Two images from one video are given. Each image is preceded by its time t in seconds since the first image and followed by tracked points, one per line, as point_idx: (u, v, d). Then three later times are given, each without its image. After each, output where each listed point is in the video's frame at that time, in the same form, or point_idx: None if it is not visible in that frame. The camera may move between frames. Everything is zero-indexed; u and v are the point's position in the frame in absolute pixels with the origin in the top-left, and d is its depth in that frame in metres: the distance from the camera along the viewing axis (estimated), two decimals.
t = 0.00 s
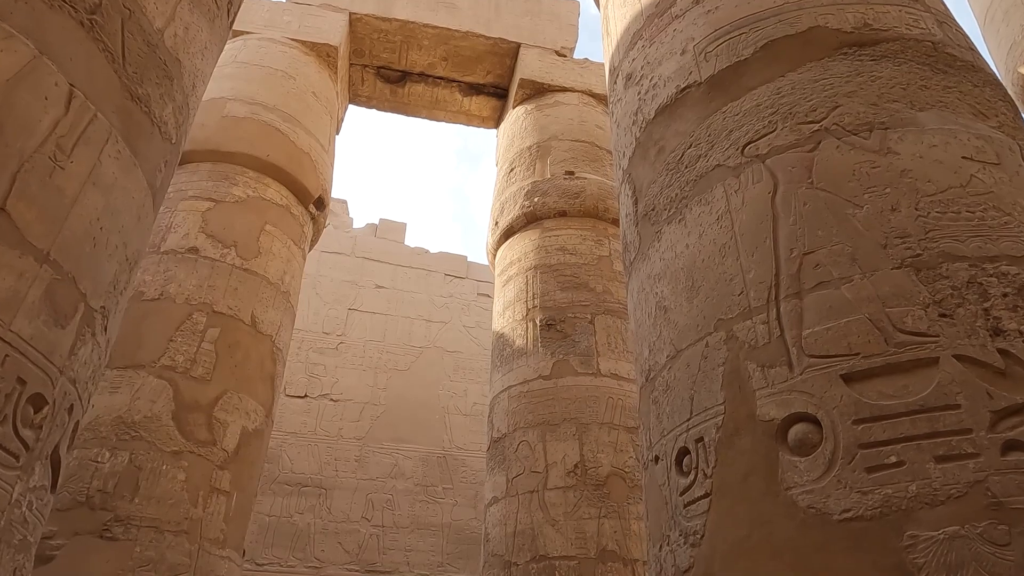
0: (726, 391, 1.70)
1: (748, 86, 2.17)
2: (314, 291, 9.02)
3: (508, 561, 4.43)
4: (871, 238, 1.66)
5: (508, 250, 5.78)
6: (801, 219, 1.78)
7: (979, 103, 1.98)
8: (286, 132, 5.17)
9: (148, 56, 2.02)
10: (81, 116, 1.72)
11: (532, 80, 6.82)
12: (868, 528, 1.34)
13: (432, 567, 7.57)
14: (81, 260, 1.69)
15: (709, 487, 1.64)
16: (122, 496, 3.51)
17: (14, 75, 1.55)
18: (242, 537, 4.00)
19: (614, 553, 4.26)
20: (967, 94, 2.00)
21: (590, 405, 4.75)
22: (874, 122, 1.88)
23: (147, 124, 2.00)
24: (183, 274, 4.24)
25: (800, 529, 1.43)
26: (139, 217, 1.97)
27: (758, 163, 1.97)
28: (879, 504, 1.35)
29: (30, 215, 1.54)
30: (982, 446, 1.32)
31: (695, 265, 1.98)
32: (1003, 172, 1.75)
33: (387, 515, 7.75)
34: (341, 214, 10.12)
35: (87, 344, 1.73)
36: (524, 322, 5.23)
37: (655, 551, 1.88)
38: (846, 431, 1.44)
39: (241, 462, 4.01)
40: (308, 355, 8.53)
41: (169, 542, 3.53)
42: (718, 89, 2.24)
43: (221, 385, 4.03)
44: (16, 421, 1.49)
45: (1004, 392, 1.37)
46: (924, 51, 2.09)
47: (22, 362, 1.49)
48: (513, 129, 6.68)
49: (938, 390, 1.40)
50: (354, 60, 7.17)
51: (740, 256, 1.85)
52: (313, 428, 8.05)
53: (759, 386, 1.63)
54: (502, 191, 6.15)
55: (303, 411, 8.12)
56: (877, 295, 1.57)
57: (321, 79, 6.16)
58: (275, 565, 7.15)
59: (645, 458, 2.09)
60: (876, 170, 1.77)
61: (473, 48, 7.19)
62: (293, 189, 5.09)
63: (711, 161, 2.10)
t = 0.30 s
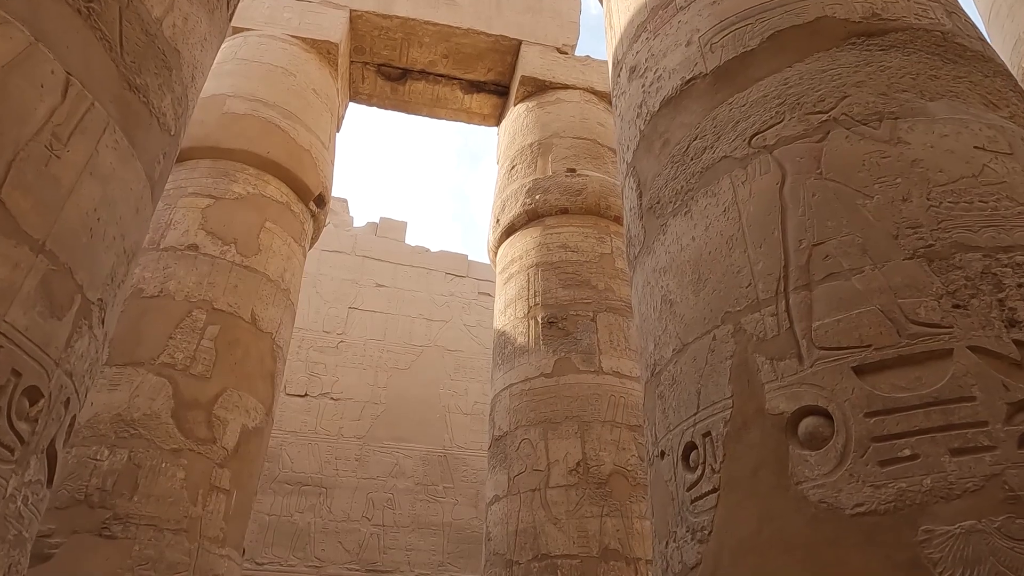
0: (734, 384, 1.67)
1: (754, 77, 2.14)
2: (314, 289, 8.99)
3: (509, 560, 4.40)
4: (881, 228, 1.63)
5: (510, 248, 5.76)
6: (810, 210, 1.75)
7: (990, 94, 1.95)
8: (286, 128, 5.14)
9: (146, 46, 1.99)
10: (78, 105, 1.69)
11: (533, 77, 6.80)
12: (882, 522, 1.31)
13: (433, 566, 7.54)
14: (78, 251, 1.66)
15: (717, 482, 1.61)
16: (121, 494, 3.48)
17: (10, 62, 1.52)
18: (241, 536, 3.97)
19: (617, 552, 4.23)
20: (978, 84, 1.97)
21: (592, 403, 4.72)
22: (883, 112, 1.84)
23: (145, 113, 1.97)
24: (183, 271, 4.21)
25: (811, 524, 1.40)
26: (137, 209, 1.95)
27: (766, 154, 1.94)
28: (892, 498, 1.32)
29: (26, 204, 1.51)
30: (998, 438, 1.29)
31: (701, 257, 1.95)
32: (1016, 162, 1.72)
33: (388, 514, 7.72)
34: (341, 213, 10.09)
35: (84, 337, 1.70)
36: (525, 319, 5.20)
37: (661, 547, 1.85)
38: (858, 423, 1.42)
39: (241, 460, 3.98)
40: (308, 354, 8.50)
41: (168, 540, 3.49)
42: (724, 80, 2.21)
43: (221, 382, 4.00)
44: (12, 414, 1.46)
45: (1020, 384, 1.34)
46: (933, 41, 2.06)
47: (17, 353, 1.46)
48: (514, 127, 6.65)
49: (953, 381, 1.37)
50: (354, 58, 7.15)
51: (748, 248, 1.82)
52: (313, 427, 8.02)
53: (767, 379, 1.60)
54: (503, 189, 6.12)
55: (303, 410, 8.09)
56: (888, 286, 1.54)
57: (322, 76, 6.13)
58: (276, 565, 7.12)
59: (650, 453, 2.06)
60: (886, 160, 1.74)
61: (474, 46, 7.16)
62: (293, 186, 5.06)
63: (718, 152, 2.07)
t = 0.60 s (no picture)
0: (743, 377, 1.64)
1: (761, 67, 2.11)
2: (315, 288, 8.96)
3: (511, 558, 4.37)
4: (893, 218, 1.60)
5: (511, 245, 5.72)
6: (819, 200, 1.72)
7: (1001, 82, 1.92)
8: (287, 125, 5.12)
9: (144, 35, 1.96)
10: (75, 93, 1.66)
11: (535, 74, 6.77)
12: (896, 516, 1.28)
13: (434, 565, 7.52)
14: (75, 241, 1.63)
15: (725, 476, 1.58)
16: (120, 492, 3.45)
17: (5, 47, 1.49)
18: (241, 534, 3.94)
19: (619, 550, 4.20)
20: (989, 73, 1.94)
21: (595, 401, 4.69)
22: (893, 101, 1.81)
23: (143, 103, 1.94)
24: (182, 268, 4.18)
25: (823, 518, 1.37)
26: (136, 199, 1.92)
27: (773, 144, 1.91)
28: (907, 491, 1.29)
29: (21, 191, 1.49)
30: (1016, 430, 1.26)
31: (708, 249, 1.92)
32: None
33: (388, 513, 7.69)
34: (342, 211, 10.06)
35: (81, 328, 1.68)
36: (527, 317, 5.17)
37: (667, 543, 1.82)
38: (870, 415, 1.39)
39: (241, 457, 3.95)
40: (308, 352, 8.47)
41: (167, 538, 3.47)
42: (731, 70, 2.18)
43: (221, 379, 3.98)
44: (7, 406, 1.43)
45: None
46: (943, 29, 2.03)
47: (12, 344, 1.43)
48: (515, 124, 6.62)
49: (968, 371, 1.34)
50: (355, 55, 7.12)
51: (756, 238, 1.79)
52: (313, 425, 7.99)
53: (777, 371, 1.58)
54: (504, 185, 6.09)
55: (303, 409, 8.06)
56: (901, 275, 1.51)
57: (322, 72, 6.10)
58: (276, 564, 7.09)
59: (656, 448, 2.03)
60: (897, 149, 1.71)
61: (475, 42, 7.13)
62: (293, 183, 5.03)
63: (724, 143, 2.05)
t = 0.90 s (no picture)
0: (751, 368, 1.61)
1: (768, 56, 2.08)
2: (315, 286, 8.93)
3: (513, 555, 4.34)
4: (905, 206, 1.57)
5: (513, 242, 5.69)
6: (828, 188, 1.69)
7: (1013, 70, 1.89)
8: (287, 121, 5.09)
9: (142, 23, 1.94)
10: (71, 80, 1.64)
11: (537, 70, 6.74)
12: (911, 508, 1.26)
13: (435, 564, 7.50)
14: (71, 230, 1.60)
15: (733, 470, 1.55)
16: (119, 489, 3.42)
17: None
18: (242, 532, 3.92)
19: (622, 548, 4.17)
20: (1000, 61, 1.91)
21: (597, 398, 4.66)
22: (903, 88, 1.78)
23: (141, 91, 1.91)
24: (182, 265, 4.15)
25: (835, 511, 1.34)
26: (134, 189, 1.89)
27: (781, 133, 1.88)
28: (922, 483, 1.26)
29: (16, 178, 1.46)
30: None
31: (714, 239, 1.89)
32: None
33: (389, 512, 7.66)
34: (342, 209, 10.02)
35: (78, 319, 1.65)
36: (528, 314, 5.14)
37: (674, 538, 1.79)
38: (884, 406, 1.36)
39: (242, 455, 3.92)
40: (309, 350, 8.44)
41: (167, 536, 3.44)
42: (737, 60, 2.15)
43: (221, 376, 3.95)
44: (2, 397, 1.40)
45: None
46: (953, 17, 2.00)
47: (7, 333, 1.40)
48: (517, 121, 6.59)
49: (984, 361, 1.32)
50: (356, 52, 7.09)
51: (764, 228, 1.76)
52: (314, 424, 7.96)
53: (787, 362, 1.55)
54: (505, 182, 6.06)
55: (304, 407, 8.03)
56: (913, 264, 1.48)
57: (322, 68, 6.07)
58: (276, 562, 7.06)
59: (662, 442, 2.00)
60: (908, 136, 1.68)
61: (477, 39, 7.10)
62: (293, 180, 5.00)
63: (731, 133, 2.02)
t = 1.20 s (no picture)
0: (760, 358, 1.58)
1: (775, 43, 2.05)
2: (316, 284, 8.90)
3: (514, 553, 4.31)
4: (917, 192, 1.54)
5: (514, 238, 5.67)
6: (838, 175, 1.66)
7: None
8: (287, 116, 5.06)
9: (139, 9, 1.91)
10: (67, 65, 1.61)
11: (538, 66, 6.71)
12: (926, 499, 1.23)
13: (436, 562, 7.47)
14: (67, 217, 1.57)
15: (742, 461, 1.52)
16: (119, 486, 3.39)
17: None
18: (242, 529, 3.89)
19: (625, 544, 4.14)
20: (1011, 47, 1.87)
21: (600, 394, 4.63)
22: (914, 74, 1.75)
23: (139, 79, 1.89)
24: (182, 260, 4.12)
25: (848, 502, 1.31)
26: (131, 178, 1.86)
27: (789, 120, 1.85)
28: (938, 473, 1.23)
29: (9, 163, 1.43)
30: None
31: (721, 229, 1.86)
32: None
33: (390, 510, 7.63)
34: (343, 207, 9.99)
35: (74, 309, 1.62)
36: (530, 310, 5.11)
37: (681, 532, 1.76)
38: (897, 395, 1.33)
39: (242, 451, 3.90)
40: (309, 348, 8.41)
41: (167, 533, 3.41)
42: (743, 48, 2.12)
43: (222, 372, 3.92)
44: None
45: None
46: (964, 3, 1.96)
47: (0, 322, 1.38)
48: (518, 116, 6.56)
49: (1000, 348, 1.29)
50: (356, 47, 7.06)
51: (772, 217, 1.73)
52: (314, 421, 7.94)
53: (796, 351, 1.52)
54: (506, 178, 6.03)
55: (304, 405, 8.01)
56: (926, 250, 1.45)
57: (323, 64, 6.04)
58: (276, 560, 7.03)
59: (667, 435, 1.97)
60: (919, 122, 1.65)
61: (478, 34, 7.06)
62: (294, 175, 4.97)
63: (738, 121, 1.98)
